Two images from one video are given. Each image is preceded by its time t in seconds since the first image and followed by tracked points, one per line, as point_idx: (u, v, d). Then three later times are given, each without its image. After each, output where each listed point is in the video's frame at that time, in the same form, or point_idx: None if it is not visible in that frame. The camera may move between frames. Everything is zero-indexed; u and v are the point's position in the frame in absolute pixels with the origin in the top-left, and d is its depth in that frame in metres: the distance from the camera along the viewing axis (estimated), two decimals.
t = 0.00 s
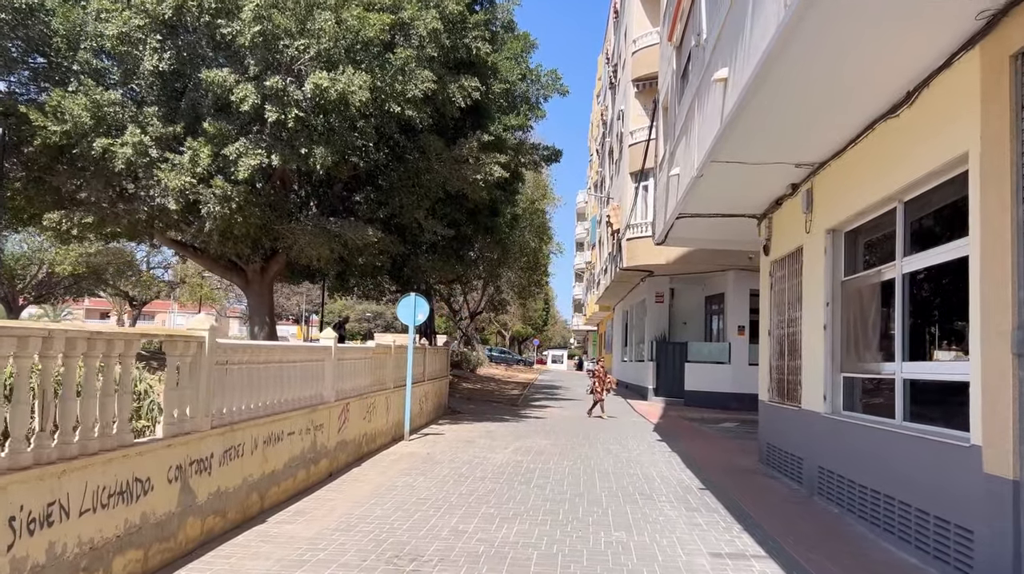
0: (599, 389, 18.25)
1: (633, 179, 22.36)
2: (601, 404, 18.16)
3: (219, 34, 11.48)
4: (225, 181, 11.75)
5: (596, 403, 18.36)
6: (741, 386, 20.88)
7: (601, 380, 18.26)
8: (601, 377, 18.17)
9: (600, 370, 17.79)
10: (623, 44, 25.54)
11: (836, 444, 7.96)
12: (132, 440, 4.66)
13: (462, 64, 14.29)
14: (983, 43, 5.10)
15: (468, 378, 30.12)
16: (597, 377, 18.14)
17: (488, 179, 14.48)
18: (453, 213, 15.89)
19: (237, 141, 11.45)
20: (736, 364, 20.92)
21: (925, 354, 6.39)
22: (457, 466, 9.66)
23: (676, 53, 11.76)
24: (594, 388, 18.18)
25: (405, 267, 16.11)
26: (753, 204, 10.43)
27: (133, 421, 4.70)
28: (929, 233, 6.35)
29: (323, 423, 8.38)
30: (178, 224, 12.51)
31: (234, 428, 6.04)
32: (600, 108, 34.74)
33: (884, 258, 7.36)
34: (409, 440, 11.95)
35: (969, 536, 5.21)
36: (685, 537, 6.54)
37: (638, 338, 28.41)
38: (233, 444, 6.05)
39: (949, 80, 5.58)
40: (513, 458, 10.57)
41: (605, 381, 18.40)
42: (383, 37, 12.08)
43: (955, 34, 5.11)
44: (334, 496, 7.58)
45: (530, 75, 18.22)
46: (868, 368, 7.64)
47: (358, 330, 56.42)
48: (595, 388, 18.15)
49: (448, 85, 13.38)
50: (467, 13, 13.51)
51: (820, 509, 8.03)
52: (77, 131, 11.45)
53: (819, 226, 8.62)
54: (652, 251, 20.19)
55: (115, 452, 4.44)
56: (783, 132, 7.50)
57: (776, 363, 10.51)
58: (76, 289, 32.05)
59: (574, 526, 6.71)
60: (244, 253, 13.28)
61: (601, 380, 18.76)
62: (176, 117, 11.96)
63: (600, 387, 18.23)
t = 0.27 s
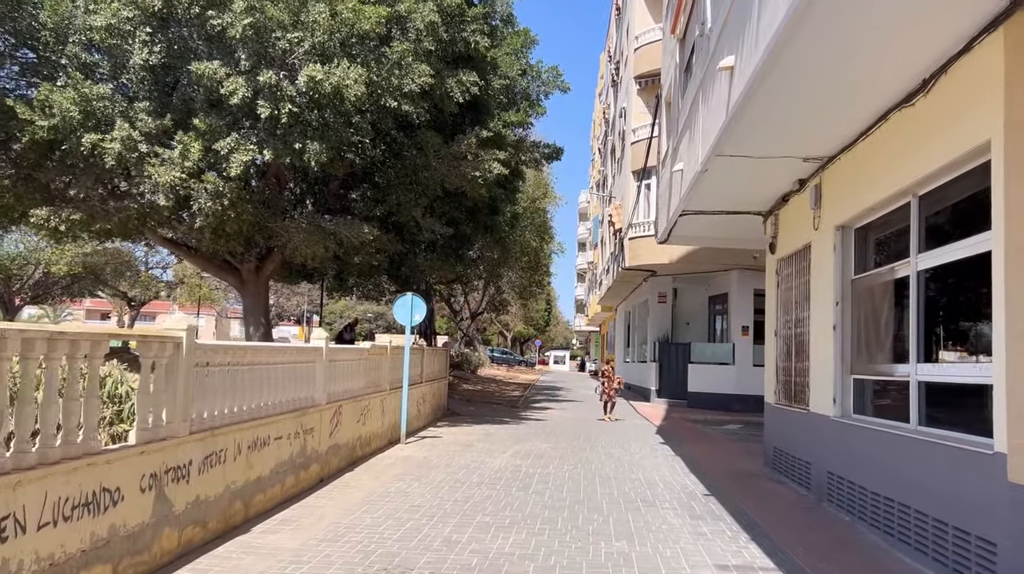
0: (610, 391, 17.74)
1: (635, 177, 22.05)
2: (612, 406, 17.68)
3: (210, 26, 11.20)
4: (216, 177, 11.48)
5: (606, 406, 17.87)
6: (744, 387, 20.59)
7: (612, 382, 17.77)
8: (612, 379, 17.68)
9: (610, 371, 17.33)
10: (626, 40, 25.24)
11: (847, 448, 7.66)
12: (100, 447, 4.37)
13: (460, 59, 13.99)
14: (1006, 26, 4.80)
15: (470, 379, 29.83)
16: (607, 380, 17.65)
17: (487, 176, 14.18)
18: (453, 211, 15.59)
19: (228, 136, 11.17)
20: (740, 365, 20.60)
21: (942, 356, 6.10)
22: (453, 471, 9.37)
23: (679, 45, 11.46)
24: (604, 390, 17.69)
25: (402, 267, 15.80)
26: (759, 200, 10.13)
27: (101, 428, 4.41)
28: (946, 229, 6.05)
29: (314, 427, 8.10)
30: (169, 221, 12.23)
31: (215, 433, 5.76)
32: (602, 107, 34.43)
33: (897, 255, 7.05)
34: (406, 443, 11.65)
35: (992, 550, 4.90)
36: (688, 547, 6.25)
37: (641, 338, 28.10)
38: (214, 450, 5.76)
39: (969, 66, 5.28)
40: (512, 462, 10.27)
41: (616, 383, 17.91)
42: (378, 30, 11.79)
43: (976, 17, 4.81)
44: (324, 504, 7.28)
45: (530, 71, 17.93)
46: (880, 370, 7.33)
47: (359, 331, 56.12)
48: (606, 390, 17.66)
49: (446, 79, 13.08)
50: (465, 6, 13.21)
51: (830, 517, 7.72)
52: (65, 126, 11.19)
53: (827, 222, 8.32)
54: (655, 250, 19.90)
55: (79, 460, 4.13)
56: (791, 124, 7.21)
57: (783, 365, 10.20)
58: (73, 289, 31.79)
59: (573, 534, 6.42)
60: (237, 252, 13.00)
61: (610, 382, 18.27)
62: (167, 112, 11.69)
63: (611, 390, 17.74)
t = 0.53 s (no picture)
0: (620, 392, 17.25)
1: (637, 175, 21.76)
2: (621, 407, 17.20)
3: (201, 19, 10.93)
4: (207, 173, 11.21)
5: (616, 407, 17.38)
6: (748, 388, 20.30)
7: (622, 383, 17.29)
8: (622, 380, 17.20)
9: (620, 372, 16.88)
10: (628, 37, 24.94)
11: (856, 452, 7.37)
12: (62, 453, 4.10)
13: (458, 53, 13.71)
14: None
15: (471, 380, 29.52)
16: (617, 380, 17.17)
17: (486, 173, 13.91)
18: (451, 209, 15.30)
19: (219, 131, 10.90)
20: (744, 366, 20.31)
21: (958, 356, 5.81)
22: (449, 475, 9.09)
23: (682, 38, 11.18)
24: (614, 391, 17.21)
25: (400, 266, 15.50)
26: (764, 196, 9.85)
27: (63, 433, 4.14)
28: (963, 222, 5.76)
29: (303, 430, 7.82)
30: (160, 219, 11.96)
31: (194, 438, 5.48)
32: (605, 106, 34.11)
33: (909, 251, 6.76)
34: (402, 446, 11.37)
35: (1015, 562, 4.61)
36: (692, 556, 5.96)
37: (643, 339, 27.79)
38: (192, 455, 5.48)
39: (987, 49, 5.00)
40: (509, 466, 9.98)
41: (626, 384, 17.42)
42: (373, 22, 11.51)
43: None
44: (312, 510, 7.01)
45: (530, 67, 17.63)
46: (891, 371, 7.03)
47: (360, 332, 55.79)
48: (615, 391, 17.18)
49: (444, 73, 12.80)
50: None
51: (840, 523, 7.43)
52: (52, 121, 10.92)
53: (835, 217, 8.03)
54: (657, 250, 19.61)
55: (36, 467, 3.85)
56: (798, 115, 6.93)
57: (789, 366, 9.91)
58: (71, 290, 31.52)
59: (570, 543, 6.14)
60: (230, 250, 12.73)
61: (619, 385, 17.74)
62: (157, 107, 11.43)
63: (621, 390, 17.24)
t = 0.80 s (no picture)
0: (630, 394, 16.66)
1: (639, 174, 21.49)
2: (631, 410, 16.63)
3: (190, 11, 10.67)
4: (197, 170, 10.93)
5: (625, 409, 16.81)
6: (751, 390, 20.07)
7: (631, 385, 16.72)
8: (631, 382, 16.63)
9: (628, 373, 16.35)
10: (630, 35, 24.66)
11: (865, 458, 7.07)
12: (18, 463, 3.82)
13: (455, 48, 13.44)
14: None
15: (472, 382, 29.21)
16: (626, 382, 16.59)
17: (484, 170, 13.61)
18: (449, 207, 15.02)
19: (208, 127, 10.64)
20: (747, 367, 20.01)
21: (974, 357, 5.52)
22: (443, 480, 8.81)
23: (683, 31, 10.89)
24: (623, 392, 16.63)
25: (397, 266, 15.21)
26: (768, 193, 9.58)
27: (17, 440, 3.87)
28: (980, 216, 5.47)
29: (290, 434, 7.54)
30: (149, 218, 11.68)
31: (169, 444, 5.21)
32: (607, 105, 33.78)
33: (920, 248, 6.46)
34: (397, 450, 11.08)
35: None
36: (694, 569, 5.67)
37: (645, 341, 27.47)
38: (167, 462, 5.21)
39: (1006, 30, 4.73)
40: (506, 471, 9.69)
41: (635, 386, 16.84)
42: (367, 15, 11.24)
43: None
44: (298, 519, 6.73)
45: (530, 64, 17.35)
46: (901, 372, 6.73)
47: (362, 333, 55.51)
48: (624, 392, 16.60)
49: (440, 68, 12.52)
50: None
51: (848, 532, 7.12)
52: (37, 118, 10.64)
53: (843, 213, 7.74)
54: (660, 249, 19.33)
55: None
56: (804, 106, 6.66)
57: (794, 368, 9.61)
58: (68, 291, 31.26)
59: (566, 554, 5.86)
60: (222, 249, 12.45)
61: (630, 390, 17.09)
62: (145, 103, 11.17)
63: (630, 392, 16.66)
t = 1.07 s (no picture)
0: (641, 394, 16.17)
1: (641, 171, 21.22)
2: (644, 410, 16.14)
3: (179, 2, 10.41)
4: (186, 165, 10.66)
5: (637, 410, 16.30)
6: (754, 390, 19.67)
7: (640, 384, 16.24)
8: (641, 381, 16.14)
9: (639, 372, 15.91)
10: (631, 32, 24.40)
11: (875, 460, 6.78)
12: None
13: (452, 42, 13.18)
14: None
15: (472, 383, 28.90)
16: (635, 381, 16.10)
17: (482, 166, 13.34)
18: (447, 205, 14.74)
19: (197, 120, 10.38)
20: (750, 367, 19.72)
21: (990, 353, 5.23)
22: (437, 483, 8.54)
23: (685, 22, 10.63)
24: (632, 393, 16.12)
25: (393, 263, 14.94)
26: (773, 187, 9.30)
27: None
28: (997, 205, 5.19)
29: (277, 435, 7.26)
30: (138, 215, 11.40)
31: (141, 446, 4.93)
32: (608, 103, 33.50)
33: (933, 240, 6.18)
34: (391, 452, 10.80)
35: None
36: None
37: (647, 341, 27.17)
38: (138, 465, 4.93)
39: None
40: (502, 472, 9.42)
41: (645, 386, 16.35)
42: (361, 6, 10.98)
43: None
44: (282, 523, 6.45)
45: (529, 60, 17.08)
46: (912, 371, 6.45)
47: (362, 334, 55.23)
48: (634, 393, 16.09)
49: (436, 62, 12.25)
50: None
51: (856, 538, 6.83)
52: (23, 112, 10.38)
53: (851, 204, 7.45)
54: (662, 248, 19.05)
55: None
56: (810, 92, 6.39)
57: (799, 367, 9.32)
58: (65, 292, 30.96)
59: (561, 560, 5.59)
60: (214, 247, 12.19)
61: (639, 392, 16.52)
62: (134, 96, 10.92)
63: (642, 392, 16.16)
